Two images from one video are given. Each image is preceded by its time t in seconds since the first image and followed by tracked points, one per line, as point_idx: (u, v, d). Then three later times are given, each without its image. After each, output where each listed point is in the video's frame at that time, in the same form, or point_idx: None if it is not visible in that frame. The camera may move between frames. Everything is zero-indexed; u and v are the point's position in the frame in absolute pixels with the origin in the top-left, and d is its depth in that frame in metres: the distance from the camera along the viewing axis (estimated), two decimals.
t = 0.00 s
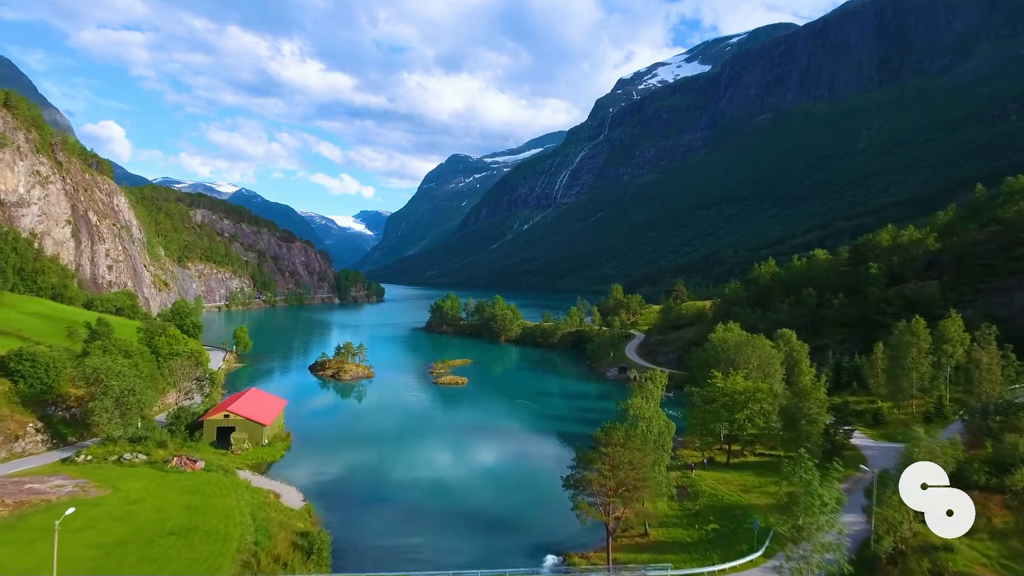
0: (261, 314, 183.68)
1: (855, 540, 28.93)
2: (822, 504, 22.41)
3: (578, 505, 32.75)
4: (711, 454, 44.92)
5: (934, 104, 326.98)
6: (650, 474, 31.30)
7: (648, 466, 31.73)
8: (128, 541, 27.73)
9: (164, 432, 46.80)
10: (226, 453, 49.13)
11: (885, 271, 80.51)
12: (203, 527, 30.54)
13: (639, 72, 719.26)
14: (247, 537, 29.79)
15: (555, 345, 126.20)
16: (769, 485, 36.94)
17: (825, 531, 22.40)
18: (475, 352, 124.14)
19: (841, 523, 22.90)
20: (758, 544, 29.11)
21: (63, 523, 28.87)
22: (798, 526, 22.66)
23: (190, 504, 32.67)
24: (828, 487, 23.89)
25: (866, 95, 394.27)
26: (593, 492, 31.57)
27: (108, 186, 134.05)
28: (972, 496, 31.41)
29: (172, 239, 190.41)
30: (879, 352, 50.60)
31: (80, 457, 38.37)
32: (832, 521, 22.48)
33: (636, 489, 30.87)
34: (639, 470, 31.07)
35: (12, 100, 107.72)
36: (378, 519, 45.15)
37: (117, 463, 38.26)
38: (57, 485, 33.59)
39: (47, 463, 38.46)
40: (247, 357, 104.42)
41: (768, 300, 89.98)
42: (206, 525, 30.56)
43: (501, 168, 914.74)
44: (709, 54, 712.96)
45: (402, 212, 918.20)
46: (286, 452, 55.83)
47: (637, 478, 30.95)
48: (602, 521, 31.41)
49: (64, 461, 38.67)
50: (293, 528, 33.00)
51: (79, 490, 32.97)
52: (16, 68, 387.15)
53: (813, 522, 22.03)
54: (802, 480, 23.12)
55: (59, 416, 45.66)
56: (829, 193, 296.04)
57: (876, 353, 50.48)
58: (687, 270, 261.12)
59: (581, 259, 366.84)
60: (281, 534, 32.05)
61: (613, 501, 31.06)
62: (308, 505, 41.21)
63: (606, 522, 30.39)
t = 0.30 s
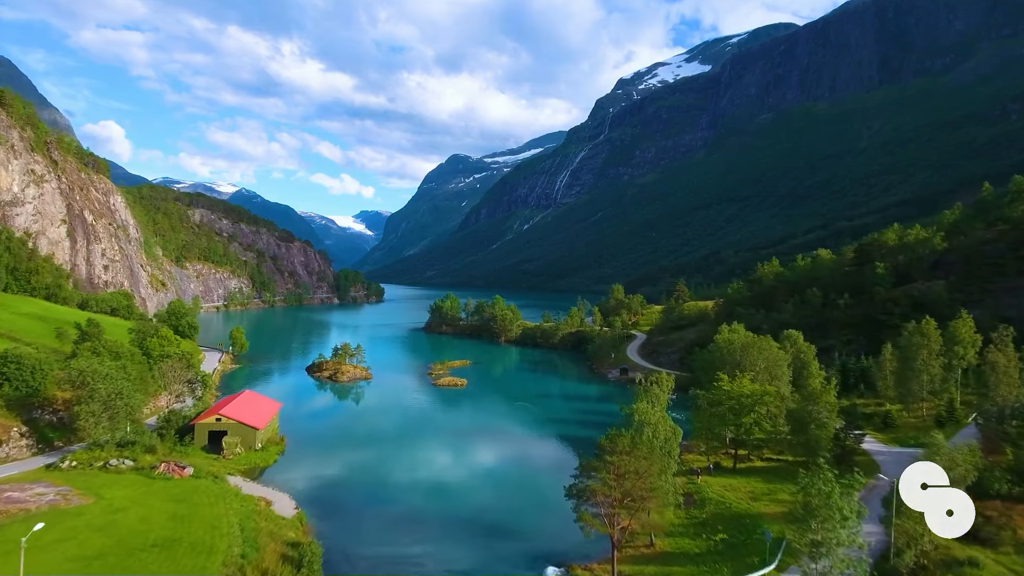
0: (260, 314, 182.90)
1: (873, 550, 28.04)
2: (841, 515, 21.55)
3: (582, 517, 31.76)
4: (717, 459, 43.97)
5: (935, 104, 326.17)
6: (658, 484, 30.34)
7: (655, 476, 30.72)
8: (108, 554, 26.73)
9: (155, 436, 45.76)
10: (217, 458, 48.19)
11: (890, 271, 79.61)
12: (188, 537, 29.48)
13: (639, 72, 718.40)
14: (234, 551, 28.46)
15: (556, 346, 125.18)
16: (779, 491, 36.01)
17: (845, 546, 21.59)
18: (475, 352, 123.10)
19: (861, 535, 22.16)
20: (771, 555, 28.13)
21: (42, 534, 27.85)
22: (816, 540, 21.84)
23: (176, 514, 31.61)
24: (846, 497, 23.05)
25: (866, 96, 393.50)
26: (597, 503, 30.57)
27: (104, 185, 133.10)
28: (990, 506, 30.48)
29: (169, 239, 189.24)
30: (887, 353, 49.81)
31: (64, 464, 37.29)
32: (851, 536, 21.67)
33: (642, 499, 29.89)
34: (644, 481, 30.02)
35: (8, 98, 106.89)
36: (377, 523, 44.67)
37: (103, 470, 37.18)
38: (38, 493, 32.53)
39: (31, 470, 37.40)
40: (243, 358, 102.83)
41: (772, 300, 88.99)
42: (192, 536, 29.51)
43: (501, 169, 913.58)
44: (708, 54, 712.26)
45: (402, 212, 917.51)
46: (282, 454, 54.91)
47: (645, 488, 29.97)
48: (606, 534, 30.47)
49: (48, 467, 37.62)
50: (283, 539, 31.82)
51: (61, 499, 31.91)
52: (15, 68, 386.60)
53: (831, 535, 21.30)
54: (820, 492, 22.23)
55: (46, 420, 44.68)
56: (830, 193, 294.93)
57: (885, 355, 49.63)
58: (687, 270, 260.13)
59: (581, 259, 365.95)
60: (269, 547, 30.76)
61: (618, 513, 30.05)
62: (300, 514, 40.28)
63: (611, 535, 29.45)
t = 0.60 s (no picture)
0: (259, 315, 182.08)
1: (892, 565, 27.07)
2: (864, 532, 20.75)
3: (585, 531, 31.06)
4: (725, 464, 43.16)
5: (936, 104, 325.26)
6: (666, 495, 29.49)
7: (664, 485, 29.87)
8: (87, 569, 25.48)
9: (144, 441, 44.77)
10: (208, 464, 47.15)
11: (897, 271, 78.61)
12: (173, 551, 28.29)
13: (639, 72, 717.64)
14: (218, 566, 27.28)
15: (556, 347, 124.19)
16: (790, 499, 34.96)
17: (868, 565, 20.78)
18: (475, 353, 122.04)
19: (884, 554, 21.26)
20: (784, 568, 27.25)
21: (18, 547, 26.69)
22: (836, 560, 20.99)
23: (160, 525, 30.38)
24: (867, 511, 22.23)
25: (866, 96, 392.54)
26: (602, 515, 29.90)
27: (101, 184, 132.31)
28: (1009, 517, 29.82)
29: (167, 239, 188.35)
30: (897, 356, 49.04)
31: (48, 471, 36.30)
32: (875, 554, 20.87)
33: (650, 512, 29.12)
34: (652, 492, 29.17)
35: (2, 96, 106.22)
36: (376, 527, 44.39)
37: (88, 477, 36.16)
38: (19, 502, 31.49)
39: (15, 477, 36.50)
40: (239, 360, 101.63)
41: (776, 301, 87.97)
42: (176, 550, 28.29)
43: (501, 168, 912.07)
44: (708, 54, 711.56)
45: (402, 212, 917.03)
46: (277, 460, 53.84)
47: (652, 499, 29.19)
48: (611, 548, 29.66)
49: (31, 474, 36.65)
50: (272, 553, 30.59)
51: (41, 509, 30.85)
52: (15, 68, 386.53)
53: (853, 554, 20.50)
54: (840, 507, 21.44)
55: (30, 425, 43.81)
56: (830, 193, 293.76)
57: (893, 357, 48.90)
58: (687, 270, 259.23)
59: (581, 259, 365.19)
60: (256, 563, 29.56)
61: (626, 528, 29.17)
62: (290, 525, 39.16)
63: (617, 548, 28.73)
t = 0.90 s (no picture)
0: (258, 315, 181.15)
1: None
2: (893, 553, 19.94)
3: (590, 545, 30.02)
4: (733, 471, 42.25)
5: (936, 104, 324.49)
6: (674, 508, 28.41)
7: (673, 498, 28.85)
8: None
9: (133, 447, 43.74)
10: (199, 470, 46.19)
11: (904, 271, 77.60)
12: (157, 566, 27.00)
13: (639, 72, 716.87)
14: None
15: (557, 348, 123.13)
16: (801, 507, 33.85)
17: None
18: (475, 354, 120.92)
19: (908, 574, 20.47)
20: None
21: None
22: None
23: (144, 539, 28.96)
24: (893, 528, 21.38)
25: (867, 96, 391.76)
26: (607, 529, 29.14)
27: (97, 183, 131.32)
28: None
29: (165, 239, 187.31)
30: (906, 357, 48.26)
31: (31, 478, 35.05)
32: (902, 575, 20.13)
33: (658, 526, 28.10)
34: (661, 506, 28.24)
35: None
36: (377, 529, 43.83)
37: (72, 484, 34.96)
38: None
39: None
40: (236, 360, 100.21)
41: (780, 302, 87.01)
42: (160, 565, 26.99)
43: (501, 169, 911.04)
44: (708, 54, 711.07)
45: (402, 212, 916.72)
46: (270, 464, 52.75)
47: (660, 512, 28.16)
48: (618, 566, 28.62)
49: (13, 481, 35.40)
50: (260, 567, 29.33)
51: (20, 519, 29.55)
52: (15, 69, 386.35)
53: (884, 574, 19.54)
54: (865, 525, 20.73)
55: (17, 430, 42.98)
56: (831, 193, 292.92)
57: (902, 360, 47.99)
58: (688, 271, 258.42)
59: (581, 259, 364.49)
60: None
61: (632, 544, 28.27)
62: (281, 535, 38.15)
63: (623, 565, 27.95)
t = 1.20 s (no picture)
0: (256, 316, 180.27)
1: None
2: None
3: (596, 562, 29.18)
4: (740, 477, 41.35)
5: (937, 104, 323.62)
6: (684, 522, 27.43)
7: (682, 510, 27.90)
8: None
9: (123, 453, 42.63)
10: (189, 476, 45.00)
11: (910, 271, 76.74)
12: None
13: (639, 72, 716.13)
14: None
15: (558, 348, 122.27)
16: (813, 517, 32.81)
17: None
18: (475, 356, 119.92)
19: None
20: None
21: None
22: None
23: (128, 553, 27.85)
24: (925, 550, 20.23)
25: (867, 96, 390.96)
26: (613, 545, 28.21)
27: (93, 183, 130.45)
28: None
29: (163, 239, 186.39)
30: (917, 359, 47.71)
31: (12, 486, 33.55)
32: None
33: (667, 541, 27.13)
34: (671, 522, 27.30)
35: None
36: (376, 533, 43.39)
37: (55, 493, 33.71)
38: None
39: None
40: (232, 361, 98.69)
41: (784, 303, 86.16)
42: None
43: (501, 169, 909.58)
44: (708, 54, 710.19)
45: (403, 212, 916.26)
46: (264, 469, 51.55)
47: (670, 526, 27.22)
48: None
49: None
50: None
51: None
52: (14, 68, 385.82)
53: None
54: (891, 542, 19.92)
55: None
56: (831, 193, 292.09)
57: (912, 362, 47.15)
58: (688, 271, 257.69)
59: (581, 259, 363.83)
60: None
61: (640, 561, 27.31)
62: (273, 547, 37.01)
63: None
